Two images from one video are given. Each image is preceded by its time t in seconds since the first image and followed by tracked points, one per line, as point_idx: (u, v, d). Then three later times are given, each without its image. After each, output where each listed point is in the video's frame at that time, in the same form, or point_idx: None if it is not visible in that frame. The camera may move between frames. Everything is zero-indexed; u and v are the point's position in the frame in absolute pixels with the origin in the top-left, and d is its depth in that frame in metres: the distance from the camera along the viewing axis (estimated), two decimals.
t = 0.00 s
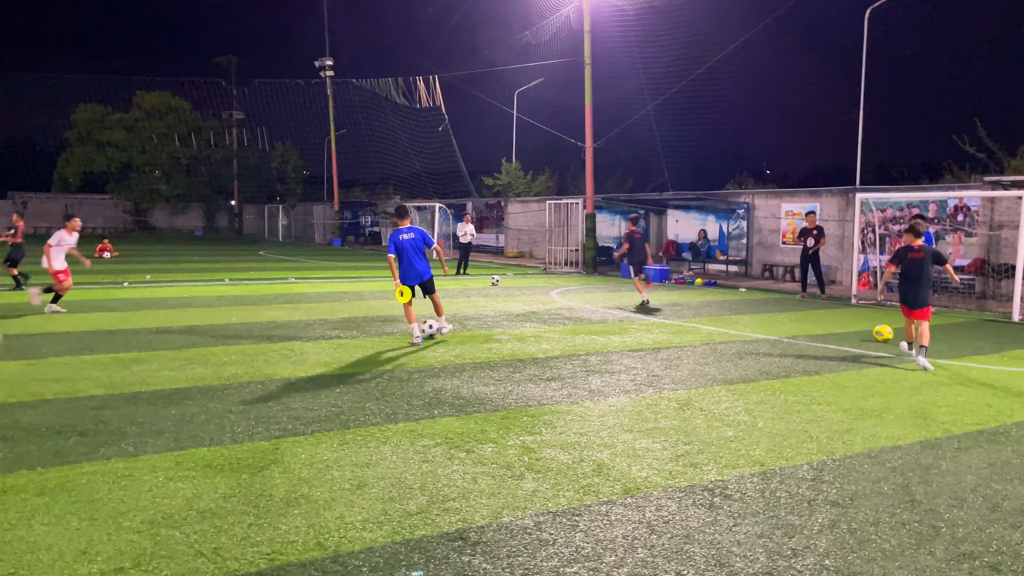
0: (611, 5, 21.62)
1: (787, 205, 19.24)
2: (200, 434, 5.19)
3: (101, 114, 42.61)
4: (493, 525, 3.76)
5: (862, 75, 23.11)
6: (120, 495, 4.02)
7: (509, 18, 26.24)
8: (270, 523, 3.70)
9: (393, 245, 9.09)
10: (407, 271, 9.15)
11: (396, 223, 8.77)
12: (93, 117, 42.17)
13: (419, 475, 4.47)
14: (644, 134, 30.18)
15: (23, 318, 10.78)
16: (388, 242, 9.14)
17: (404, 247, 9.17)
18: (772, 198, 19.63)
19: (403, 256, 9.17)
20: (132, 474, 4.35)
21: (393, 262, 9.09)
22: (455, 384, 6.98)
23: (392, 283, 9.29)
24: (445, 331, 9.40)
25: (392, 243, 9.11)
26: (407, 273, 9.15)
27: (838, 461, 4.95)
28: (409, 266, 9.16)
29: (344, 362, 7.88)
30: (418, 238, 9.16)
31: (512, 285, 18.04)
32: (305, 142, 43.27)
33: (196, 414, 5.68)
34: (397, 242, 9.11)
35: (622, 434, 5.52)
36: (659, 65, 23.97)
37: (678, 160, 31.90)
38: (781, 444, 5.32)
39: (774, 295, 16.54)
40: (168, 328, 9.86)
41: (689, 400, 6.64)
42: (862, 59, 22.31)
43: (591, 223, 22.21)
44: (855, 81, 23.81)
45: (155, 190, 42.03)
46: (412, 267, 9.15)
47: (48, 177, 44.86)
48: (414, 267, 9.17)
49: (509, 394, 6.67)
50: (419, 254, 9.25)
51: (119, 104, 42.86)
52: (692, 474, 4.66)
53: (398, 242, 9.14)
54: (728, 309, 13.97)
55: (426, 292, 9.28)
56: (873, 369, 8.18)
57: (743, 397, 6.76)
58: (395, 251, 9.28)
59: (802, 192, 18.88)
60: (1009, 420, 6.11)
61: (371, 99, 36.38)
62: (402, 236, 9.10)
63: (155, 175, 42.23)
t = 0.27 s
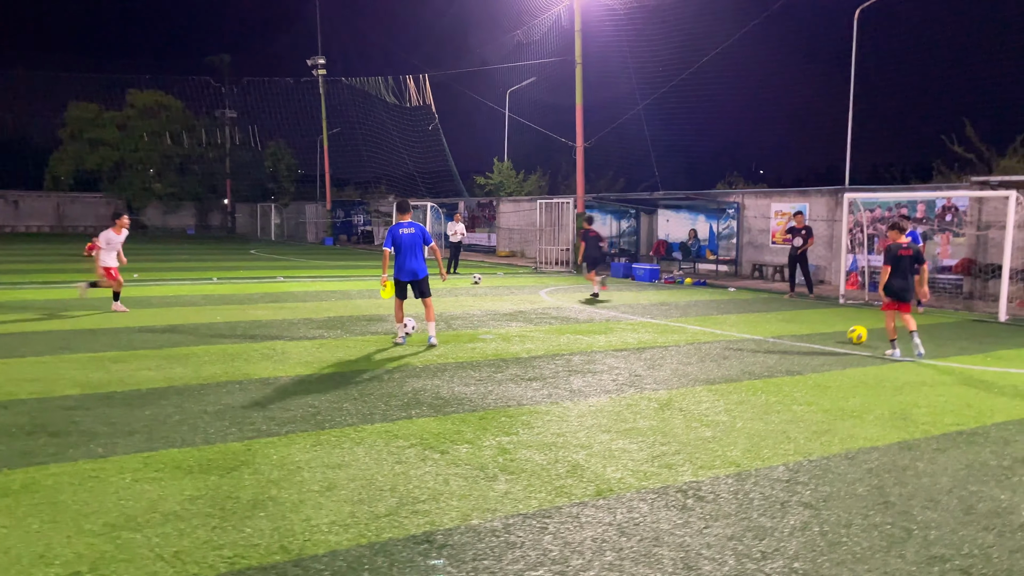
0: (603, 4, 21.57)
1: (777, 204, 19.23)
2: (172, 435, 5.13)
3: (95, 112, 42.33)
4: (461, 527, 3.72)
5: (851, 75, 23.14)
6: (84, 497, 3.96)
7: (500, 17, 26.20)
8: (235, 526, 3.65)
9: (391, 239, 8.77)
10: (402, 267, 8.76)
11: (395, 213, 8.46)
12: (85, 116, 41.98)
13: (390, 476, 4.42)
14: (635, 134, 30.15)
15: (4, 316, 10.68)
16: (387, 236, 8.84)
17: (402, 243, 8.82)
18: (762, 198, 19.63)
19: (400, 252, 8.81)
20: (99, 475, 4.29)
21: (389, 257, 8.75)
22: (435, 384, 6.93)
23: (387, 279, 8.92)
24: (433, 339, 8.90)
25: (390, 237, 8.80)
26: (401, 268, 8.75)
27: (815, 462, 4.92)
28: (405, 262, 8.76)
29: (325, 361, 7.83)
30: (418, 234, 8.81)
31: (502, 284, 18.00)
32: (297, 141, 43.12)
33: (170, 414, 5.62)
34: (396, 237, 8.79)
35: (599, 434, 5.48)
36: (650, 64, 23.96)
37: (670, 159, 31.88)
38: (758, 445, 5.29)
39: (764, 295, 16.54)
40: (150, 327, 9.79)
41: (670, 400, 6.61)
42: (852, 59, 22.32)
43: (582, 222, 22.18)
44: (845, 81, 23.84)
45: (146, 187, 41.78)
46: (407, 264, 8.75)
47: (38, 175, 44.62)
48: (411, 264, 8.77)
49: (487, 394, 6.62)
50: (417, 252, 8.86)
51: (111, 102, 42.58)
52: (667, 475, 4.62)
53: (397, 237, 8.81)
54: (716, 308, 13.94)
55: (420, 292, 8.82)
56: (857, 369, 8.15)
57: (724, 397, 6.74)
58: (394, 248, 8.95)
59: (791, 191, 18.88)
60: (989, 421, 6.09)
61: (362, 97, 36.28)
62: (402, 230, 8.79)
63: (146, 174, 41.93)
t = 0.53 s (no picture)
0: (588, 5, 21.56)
1: (761, 205, 19.28)
2: (138, 437, 5.06)
3: (81, 110, 41.46)
4: (424, 531, 3.68)
5: (835, 77, 23.25)
6: (43, 501, 3.90)
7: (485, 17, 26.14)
8: (195, 530, 3.60)
9: (382, 235, 8.24)
10: (389, 266, 8.23)
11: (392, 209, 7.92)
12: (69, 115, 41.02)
13: (357, 479, 4.38)
14: (621, 134, 30.17)
15: None
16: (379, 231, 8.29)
17: (394, 240, 8.28)
18: (746, 199, 19.67)
19: (390, 250, 8.27)
20: (60, 479, 4.22)
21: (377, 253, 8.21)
22: (410, 386, 6.88)
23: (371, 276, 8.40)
24: (412, 343, 8.65)
25: (382, 233, 8.24)
26: (388, 268, 8.23)
27: (785, 464, 4.91)
28: (393, 261, 8.24)
29: (301, 362, 7.77)
30: (412, 233, 8.29)
31: (486, 285, 17.94)
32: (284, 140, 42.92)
33: (138, 416, 5.55)
34: (387, 233, 8.25)
35: (571, 436, 5.45)
36: (636, 65, 23.97)
37: (655, 159, 31.92)
38: (730, 446, 5.28)
39: (747, 296, 16.57)
40: (126, 328, 9.68)
41: (645, 401, 6.59)
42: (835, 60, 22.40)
43: (567, 222, 22.16)
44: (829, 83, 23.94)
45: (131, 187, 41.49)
46: (395, 264, 8.23)
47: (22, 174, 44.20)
48: (399, 264, 8.24)
49: (462, 396, 6.58)
50: (408, 252, 8.32)
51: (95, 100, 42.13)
52: (636, 477, 4.60)
53: (389, 233, 8.26)
54: (698, 309, 13.96)
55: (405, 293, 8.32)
56: (834, 370, 8.16)
57: (699, 398, 6.72)
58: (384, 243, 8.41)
59: (775, 193, 18.93)
60: (961, 422, 6.10)
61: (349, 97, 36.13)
62: (395, 227, 8.25)
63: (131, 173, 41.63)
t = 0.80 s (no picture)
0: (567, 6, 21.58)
1: (738, 207, 19.36)
2: (96, 440, 4.96)
3: (53, 109, 41.89)
4: (381, 535, 3.63)
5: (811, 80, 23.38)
6: None
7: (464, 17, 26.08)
8: (145, 535, 3.53)
9: (358, 236, 8.17)
10: (365, 268, 8.15)
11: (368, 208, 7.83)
12: (44, 112, 41.53)
13: (316, 482, 4.32)
14: (601, 135, 30.21)
15: None
16: (354, 232, 8.23)
17: (370, 241, 8.21)
18: (723, 200, 19.74)
19: (366, 251, 8.20)
20: (9, 483, 4.12)
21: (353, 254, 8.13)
22: (379, 387, 6.80)
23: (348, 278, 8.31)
24: (384, 344, 8.54)
25: (357, 234, 8.18)
26: (364, 268, 8.13)
27: (749, 465, 4.90)
28: (370, 262, 8.15)
29: (270, 364, 7.67)
30: (387, 234, 8.23)
31: (463, 285, 17.88)
32: (262, 139, 42.59)
33: (98, 419, 5.45)
34: (363, 233, 8.17)
35: (537, 438, 5.40)
36: (615, 66, 24.02)
37: (635, 161, 31.99)
38: (697, 448, 5.26)
39: (724, 297, 16.65)
40: (93, 329, 9.54)
41: (615, 402, 6.57)
42: (811, 63, 22.54)
43: (545, 224, 22.14)
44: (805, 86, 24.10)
45: (106, 185, 40.86)
46: (371, 264, 8.14)
47: None
48: (375, 265, 8.16)
49: (431, 397, 6.52)
50: (384, 252, 8.26)
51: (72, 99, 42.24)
52: (600, 479, 4.57)
53: (364, 234, 8.19)
54: (674, 310, 13.99)
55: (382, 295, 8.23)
56: (805, 371, 8.18)
57: (669, 399, 6.71)
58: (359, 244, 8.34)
59: (752, 194, 19.01)
60: (927, 422, 6.13)
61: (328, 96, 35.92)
62: (370, 228, 8.18)
63: (106, 171, 41.12)
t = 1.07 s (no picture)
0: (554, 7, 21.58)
1: (724, 209, 19.40)
2: (68, 443, 4.89)
3: (39, 109, 41.01)
4: (354, 539, 3.59)
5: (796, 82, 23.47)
6: None
7: (451, 18, 26.03)
8: (114, 540, 3.47)
9: (337, 238, 8.14)
10: (343, 269, 8.07)
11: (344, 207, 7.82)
12: (29, 112, 40.60)
13: (291, 486, 4.28)
14: (587, 137, 30.21)
15: None
16: (334, 234, 8.22)
17: (350, 243, 8.18)
18: (709, 202, 19.77)
19: (346, 252, 8.15)
20: None
21: (332, 256, 8.09)
22: (359, 389, 6.74)
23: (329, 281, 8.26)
24: (367, 348, 8.46)
25: (336, 236, 8.15)
26: (343, 270, 8.06)
27: (729, 466, 4.88)
28: (350, 264, 8.08)
29: (250, 366, 7.60)
30: (366, 235, 8.18)
31: (449, 287, 17.84)
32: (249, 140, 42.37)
33: (72, 422, 5.36)
34: (342, 235, 8.15)
35: (517, 440, 5.37)
36: (601, 67, 24.06)
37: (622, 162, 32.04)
38: (677, 450, 5.23)
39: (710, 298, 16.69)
40: (72, 330, 9.43)
41: (596, 404, 6.54)
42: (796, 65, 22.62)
43: (532, 225, 22.12)
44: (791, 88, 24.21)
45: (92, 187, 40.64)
46: (350, 266, 8.07)
47: None
48: (354, 266, 8.09)
49: (411, 399, 6.46)
50: (364, 254, 8.20)
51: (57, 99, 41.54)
52: (579, 481, 4.54)
53: (344, 236, 8.17)
54: (659, 312, 14.01)
55: (362, 297, 8.15)
56: (788, 373, 8.17)
57: (651, 401, 6.69)
58: (339, 246, 8.30)
59: (737, 196, 19.06)
60: (907, 424, 6.15)
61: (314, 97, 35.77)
62: (349, 230, 8.15)
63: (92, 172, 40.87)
